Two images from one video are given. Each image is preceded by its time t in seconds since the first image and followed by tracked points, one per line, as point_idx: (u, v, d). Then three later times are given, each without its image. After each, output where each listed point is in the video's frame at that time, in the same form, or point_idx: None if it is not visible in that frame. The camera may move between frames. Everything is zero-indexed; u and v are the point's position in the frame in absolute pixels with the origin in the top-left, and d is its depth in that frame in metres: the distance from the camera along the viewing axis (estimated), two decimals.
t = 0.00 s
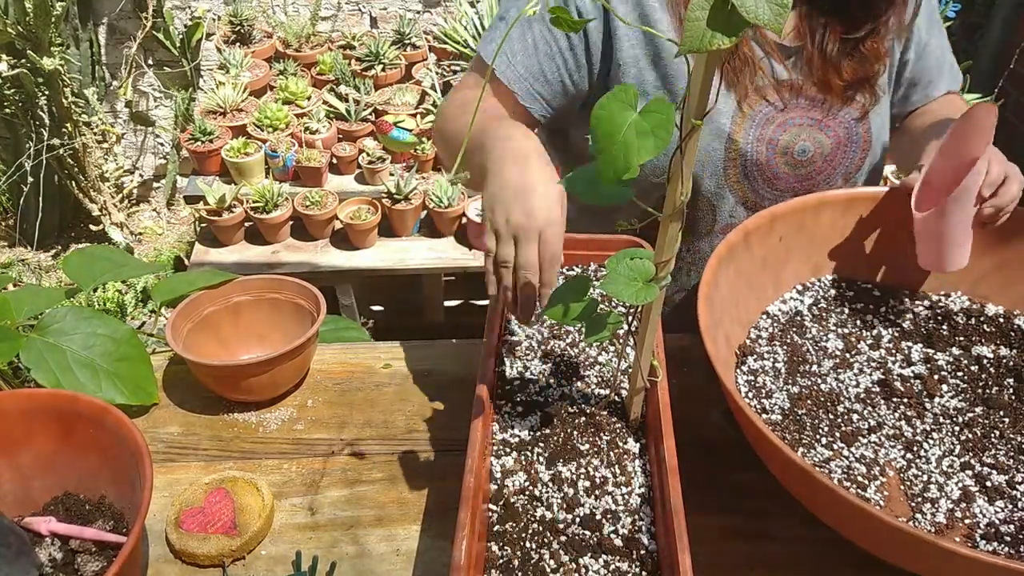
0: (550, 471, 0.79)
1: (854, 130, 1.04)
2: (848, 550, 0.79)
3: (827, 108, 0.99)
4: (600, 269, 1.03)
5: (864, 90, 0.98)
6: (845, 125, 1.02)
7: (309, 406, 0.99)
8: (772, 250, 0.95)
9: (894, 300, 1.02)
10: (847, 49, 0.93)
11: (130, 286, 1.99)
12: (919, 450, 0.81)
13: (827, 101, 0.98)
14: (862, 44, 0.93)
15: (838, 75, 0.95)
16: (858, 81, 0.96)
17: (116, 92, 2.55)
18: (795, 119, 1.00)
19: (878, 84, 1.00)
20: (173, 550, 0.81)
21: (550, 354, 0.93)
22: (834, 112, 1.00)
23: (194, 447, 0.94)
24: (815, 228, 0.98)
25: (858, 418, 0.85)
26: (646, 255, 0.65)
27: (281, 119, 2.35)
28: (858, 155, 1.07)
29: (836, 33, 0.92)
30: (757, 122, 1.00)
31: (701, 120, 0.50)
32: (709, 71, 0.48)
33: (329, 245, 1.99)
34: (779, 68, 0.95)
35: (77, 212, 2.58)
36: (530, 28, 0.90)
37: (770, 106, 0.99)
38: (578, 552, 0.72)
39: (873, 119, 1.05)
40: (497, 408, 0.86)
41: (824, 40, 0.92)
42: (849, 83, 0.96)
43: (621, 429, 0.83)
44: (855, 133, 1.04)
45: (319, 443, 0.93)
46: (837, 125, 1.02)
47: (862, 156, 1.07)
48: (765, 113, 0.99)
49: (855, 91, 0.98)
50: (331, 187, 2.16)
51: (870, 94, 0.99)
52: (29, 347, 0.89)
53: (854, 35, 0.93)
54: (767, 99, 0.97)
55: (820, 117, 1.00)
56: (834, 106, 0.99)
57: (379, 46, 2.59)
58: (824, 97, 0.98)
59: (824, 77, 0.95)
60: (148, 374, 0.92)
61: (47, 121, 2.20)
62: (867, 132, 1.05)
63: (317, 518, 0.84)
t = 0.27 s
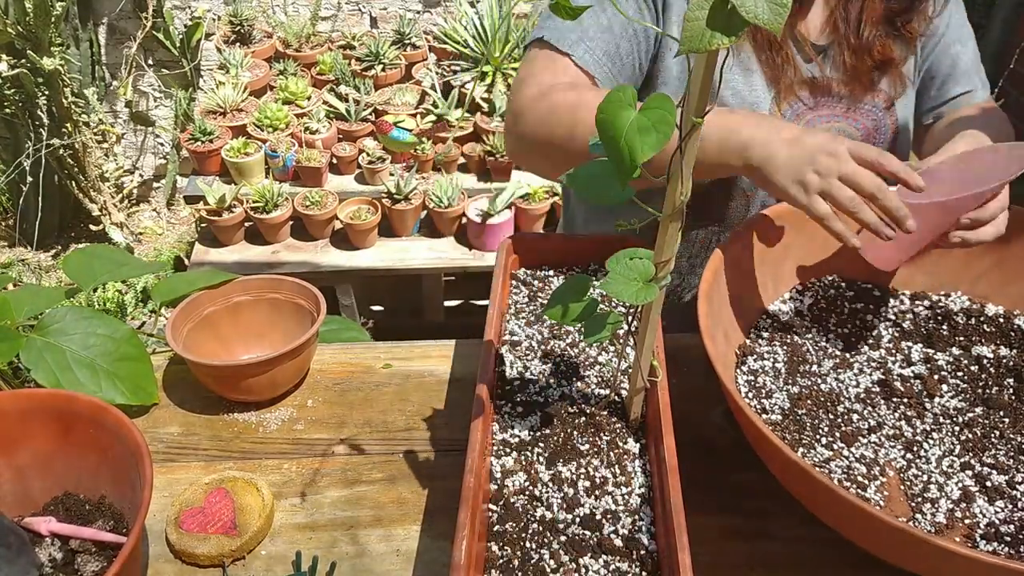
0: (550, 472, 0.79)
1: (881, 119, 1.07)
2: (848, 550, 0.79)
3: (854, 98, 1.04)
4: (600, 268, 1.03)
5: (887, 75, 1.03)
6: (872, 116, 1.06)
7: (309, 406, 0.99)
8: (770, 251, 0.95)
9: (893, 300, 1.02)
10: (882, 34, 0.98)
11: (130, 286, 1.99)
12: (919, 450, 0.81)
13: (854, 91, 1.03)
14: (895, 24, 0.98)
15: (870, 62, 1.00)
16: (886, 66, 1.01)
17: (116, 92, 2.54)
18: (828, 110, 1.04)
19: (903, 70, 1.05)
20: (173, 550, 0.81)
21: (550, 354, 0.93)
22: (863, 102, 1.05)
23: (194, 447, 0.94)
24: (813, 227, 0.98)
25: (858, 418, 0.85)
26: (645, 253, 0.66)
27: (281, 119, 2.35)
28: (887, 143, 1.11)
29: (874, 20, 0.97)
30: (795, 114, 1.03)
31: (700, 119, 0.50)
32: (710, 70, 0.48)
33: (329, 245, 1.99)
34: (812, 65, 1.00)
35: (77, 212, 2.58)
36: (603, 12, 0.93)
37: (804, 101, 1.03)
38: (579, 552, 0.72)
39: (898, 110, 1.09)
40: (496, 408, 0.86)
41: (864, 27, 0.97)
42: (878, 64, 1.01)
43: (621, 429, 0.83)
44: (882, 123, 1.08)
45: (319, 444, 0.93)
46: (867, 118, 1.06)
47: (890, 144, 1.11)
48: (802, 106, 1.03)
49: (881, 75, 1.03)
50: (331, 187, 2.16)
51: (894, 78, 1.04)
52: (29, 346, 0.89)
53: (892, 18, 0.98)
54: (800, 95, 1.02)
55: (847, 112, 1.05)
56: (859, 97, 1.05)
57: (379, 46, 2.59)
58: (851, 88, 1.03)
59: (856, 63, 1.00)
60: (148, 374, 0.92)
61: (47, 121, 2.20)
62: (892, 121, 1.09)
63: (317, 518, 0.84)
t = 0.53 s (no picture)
0: (550, 472, 0.79)
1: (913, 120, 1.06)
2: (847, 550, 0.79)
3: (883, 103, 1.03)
4: (600, 268, 1.03)
5: (915, 75, 1.02)
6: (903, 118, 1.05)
7: (309, 406, 0.99)
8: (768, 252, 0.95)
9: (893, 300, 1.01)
10: (902, 33, 0.98)
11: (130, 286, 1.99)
12: (919, 450, 0.81)
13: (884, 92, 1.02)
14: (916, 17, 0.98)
15: (896, 62, 0.99)
16: (911, 66, 1.00)
17: (116, 92, 2.54)
18: (860, 113, 1.03)
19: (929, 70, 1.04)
20: (173, 550, 0.81)
21: (550, 354, 0.93)
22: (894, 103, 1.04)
23: (193, 447, 0.94)
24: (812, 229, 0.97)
25: (858, 418, 0.85)
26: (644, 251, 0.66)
27: (281, 119, 2.34)
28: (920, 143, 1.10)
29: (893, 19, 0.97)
30: (828, 117, 1.03)
31: (701, 120, 0.50)
32: (711, 69, 0.48)
33: (329, 245, 2.00)
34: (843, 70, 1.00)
35: (77, 212, 2.58)
36: None
37: (837, 104, 1.02)
38: (579, 552, 0.72)
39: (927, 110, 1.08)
40: (496, 408, 0.86)
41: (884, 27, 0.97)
42: (902, 65, 1.00)
43: (621, 429, 0.83)
44: (915, 125, 1.06)
45: (319, 444, 0.93)
46: (899, 120, 1.05)
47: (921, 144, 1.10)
48: (834, 110, 1.02)
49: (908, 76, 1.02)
50: (331, 187, 2.16)
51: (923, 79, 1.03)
52: (29, 347, 0.89)
53: (910, 17, 0.98)
54: (834, 100, 1.01)
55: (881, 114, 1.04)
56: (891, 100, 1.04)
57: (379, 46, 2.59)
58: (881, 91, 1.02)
59: (884, 66, 0.99)
60: (148, 374, 0.92)
61: (47, 121, 2.20)
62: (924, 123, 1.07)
63: (317, 518, 0.84)
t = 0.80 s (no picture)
0: (550, 472, 0.79)
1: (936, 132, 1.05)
2: (847, 551, 0.79)
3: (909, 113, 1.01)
4: (600, 269, 1.03)
5: (935, 88, 1.00)
6: (927, 131, 1.04)
7: (309, 406, 0.99)
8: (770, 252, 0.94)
9: (894, 300, 1.01)
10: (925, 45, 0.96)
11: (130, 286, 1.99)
12: (919, 450, 0.81)
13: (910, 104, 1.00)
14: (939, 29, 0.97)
15: (919, 74, 0.97)
16: (932, 79, 0.99)
17: (116, 92, 2.55)
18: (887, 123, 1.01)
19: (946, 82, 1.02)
20: (173, 550, 0.81)
21: (550, 354, 0.93)
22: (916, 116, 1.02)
23: (193, 447, 0.94)
24: (816, 229, 0.95)
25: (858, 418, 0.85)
26: (645, 251, 0.66)
27: (281, 119, 2.34)
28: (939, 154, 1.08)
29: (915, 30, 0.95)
30: (859, 127, 1.00)
31: (702, 120, 0.50)
32: (711, 69, 0.48)
33: (329, 245, 2.00)
34: (871, 80, 0.97)
35: (77, 212, 2.58)
36: None
37: (866, 113, 1.00)
38: (579, 552, 0.72)
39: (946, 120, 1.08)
40: (496, 408, 0.86)
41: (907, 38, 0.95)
42: (924, 79, 0.98)
43: (621, 429, 0.83)
44: (937, 135, 1.05)
45: (319, 443, 0.93)
46: (923, 132, 1.03)
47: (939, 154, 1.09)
48: (863, 119, 1.00)
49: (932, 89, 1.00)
50: (331, 187, 2.16)
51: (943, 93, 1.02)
52: (29, 346, 0.89)
53: (929, 31, 0.97)
54: (863, 108, 0.99)
55: (907, 123, 1.02)
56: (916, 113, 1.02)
57: (378, 46, 2.59)
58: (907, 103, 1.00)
59: (908, 78, 0.97)
60: (149, 373, 0.92)
61: (47, 121, 2.20)
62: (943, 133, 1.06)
63: (317, 518, 0.84)
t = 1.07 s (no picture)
0: (550, 471, 0.79)
1: (947, 135, 1.04)
2: (847, 551, 0.79)
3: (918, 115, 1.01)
4: (600, 269, 1.04)
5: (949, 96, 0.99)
6: (938, 135, 1.03)
7: (309, 407, 0.99)
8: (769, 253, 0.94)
9: (893, 300, 1.01)
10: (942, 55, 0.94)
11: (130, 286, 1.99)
12: (919, 450, 0.81)
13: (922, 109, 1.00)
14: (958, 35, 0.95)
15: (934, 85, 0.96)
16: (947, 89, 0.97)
17: (116, 92, 2.55)
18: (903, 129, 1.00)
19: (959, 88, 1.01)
20: (173, 550, 0.81)
21: (550, 354, 0.93)
22: (928, 120, 1.02)
23: (193, 447, 0.94)
24: (816, 227, 0.95)
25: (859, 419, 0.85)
26: (646, 251, 0.66)
27: (281, 119, 2.34)
28: (949, 156, 1.08)
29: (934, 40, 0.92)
30: (876, 133, 0.99)
31: (702, 120, 0.50)
32: (711, 69, 0.48)
33: (329, 245, 2.00)
34: (889, 86, 0.95)
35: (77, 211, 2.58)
36: None
37: (883, 119, 0.98)
38: (579, 552, 0.72)
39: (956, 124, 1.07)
40: (496, 408, 0.86)
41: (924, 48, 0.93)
42: (938, 88, 0.96)
43: (621, 430, 0.83)
44: (947, 139, 1.05)
45: (319, 443, 0.93)
46: (935, 137, 1.03)
47: (949, 157, 1.09)
48: (881, 125, 0.99)
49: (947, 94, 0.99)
50: (331, 187, 2.16)
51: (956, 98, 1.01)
52: (29, 347, 0.89)
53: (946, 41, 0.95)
54: (881, 114, 0.97)
55: (918, 127, 1.02)
56: (925, 117, 1.02)
57: (378, 46, 2.59)
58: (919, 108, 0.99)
59: (924, 89, 0.95)
60: (149, 373, 0.92)
61: (47, 121, 2.20)
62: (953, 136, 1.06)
63: (316, 518, 0.84)
